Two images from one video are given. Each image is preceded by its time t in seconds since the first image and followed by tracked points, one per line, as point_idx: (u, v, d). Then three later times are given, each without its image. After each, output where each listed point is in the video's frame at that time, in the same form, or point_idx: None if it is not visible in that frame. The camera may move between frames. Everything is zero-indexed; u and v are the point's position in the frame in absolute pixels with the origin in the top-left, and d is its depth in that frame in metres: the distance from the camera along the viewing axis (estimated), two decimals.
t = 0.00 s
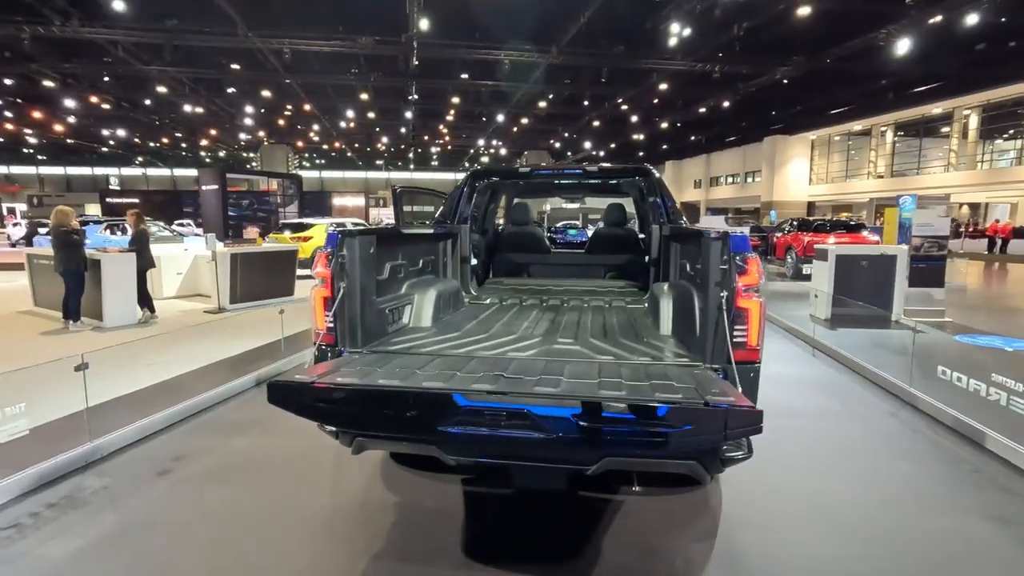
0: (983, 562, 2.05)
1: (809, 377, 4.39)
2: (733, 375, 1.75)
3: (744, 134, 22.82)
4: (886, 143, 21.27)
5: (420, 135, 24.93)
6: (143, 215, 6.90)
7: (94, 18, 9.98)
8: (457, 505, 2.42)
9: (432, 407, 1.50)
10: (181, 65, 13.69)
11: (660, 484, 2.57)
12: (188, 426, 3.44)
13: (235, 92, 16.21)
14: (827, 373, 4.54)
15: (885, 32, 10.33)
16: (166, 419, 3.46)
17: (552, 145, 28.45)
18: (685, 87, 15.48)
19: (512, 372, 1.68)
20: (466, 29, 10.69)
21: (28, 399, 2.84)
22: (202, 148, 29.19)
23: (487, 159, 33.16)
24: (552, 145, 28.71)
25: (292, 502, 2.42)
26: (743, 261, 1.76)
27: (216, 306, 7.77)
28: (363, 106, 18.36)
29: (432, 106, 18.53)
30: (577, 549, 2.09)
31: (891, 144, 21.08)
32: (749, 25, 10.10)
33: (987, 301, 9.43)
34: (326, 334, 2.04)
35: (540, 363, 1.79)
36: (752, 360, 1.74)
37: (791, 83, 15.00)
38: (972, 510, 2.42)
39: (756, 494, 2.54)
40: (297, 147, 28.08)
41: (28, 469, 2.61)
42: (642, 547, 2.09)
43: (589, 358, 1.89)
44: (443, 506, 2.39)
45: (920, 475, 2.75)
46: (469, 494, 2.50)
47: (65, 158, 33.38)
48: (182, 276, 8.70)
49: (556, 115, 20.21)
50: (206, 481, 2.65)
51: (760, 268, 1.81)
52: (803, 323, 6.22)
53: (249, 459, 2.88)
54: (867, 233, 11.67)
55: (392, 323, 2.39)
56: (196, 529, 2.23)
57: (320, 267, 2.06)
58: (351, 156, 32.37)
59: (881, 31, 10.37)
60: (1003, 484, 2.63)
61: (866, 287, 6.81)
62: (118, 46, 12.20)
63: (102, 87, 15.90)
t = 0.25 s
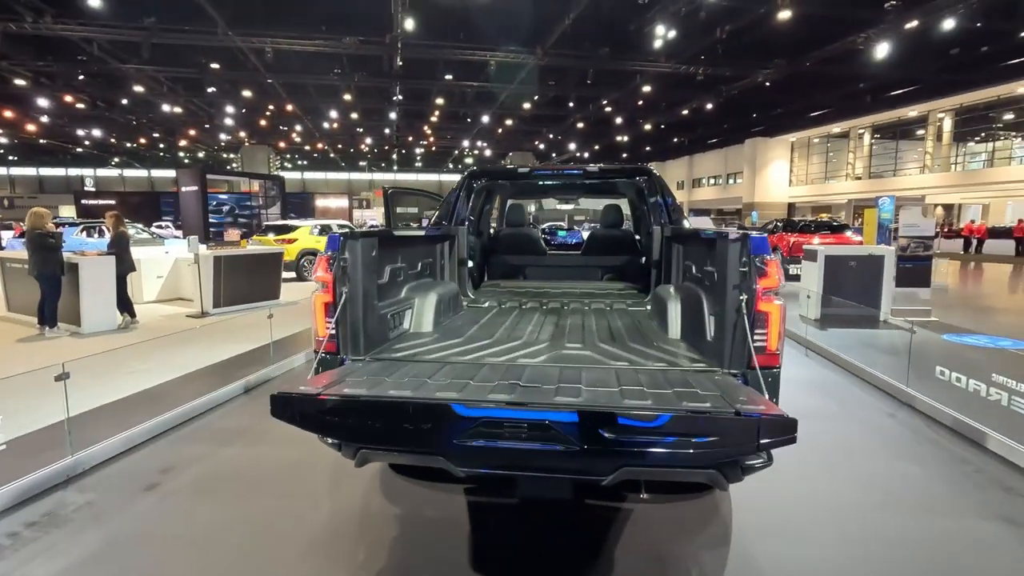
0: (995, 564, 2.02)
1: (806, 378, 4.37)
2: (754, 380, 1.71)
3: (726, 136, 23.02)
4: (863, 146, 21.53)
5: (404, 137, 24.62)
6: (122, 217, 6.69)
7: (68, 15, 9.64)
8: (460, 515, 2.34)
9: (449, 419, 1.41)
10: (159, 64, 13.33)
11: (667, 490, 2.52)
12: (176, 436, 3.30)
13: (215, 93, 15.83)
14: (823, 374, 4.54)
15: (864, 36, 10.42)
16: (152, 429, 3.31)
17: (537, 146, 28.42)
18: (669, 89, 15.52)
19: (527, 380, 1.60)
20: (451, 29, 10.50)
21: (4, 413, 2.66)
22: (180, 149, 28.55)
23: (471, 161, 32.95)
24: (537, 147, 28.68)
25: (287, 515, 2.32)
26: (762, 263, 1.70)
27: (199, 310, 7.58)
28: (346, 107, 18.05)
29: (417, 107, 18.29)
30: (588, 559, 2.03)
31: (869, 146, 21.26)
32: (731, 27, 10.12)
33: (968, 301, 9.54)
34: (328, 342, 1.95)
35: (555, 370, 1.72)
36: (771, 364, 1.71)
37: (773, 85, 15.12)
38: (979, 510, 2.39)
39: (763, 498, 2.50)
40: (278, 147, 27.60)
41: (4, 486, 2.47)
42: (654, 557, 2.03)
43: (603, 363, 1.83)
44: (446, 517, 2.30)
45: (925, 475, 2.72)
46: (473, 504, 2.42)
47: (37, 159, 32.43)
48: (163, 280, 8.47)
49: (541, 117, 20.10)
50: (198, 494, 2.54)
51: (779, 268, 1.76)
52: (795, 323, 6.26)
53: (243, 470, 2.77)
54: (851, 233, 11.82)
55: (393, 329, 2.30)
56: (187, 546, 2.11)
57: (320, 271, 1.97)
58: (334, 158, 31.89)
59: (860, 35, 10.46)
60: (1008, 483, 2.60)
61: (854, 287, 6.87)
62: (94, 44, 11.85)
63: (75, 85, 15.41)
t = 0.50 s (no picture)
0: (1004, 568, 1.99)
1: (801, 380, 4.36)
2: (767, 384, 1.65)
3: (709, 139, 23.21)
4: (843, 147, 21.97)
5: (390, 139, 24.34)
6: (100, 219, 6.52)
7: (42, 13, 9.33)
8: (462, 525, 2.27)
9: (456, 431, 1.31)
10: (137, 63, 12.99)
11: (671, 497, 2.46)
12: (158, 446, 3.16)
13: (195, 92, 15.45)
14: (817, 375, 4.53)
15: (845, 40, 10.49)
16: (133, 439, 3.16)
17: (523, 149, 28.35)
18: (653, 92, 15.56)
19: (535, 387, 1.52)
20: (438, 31, 10.36)
21: None
22: (159, 150, 27.93)
23: (456, 162, 32.80)
24: (523, 149, 28.63)
25: (279, 529, 2.22)
26: (775, 263, 1.64)
27: (180, 314, 7.39)
28: (330, 108, 17.77)
29: (402, 109, 18.05)
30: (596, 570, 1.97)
31: (848, 148, 21.68)
32: (714, 31, 10.14)
33: (950, 300, 9.64)
34: (323, 347, 1.84)
35: (562, 376, 1.65)
36: (784, 368, 1.65)
37: (756, 88, 15.23)
38: (983, 512, 2.36)
39: (768, 504, 2.45)
40: (261, 149, 27.14)
41: None
42: (664, 566, 1.98)
43: (611, 369, 1.76)
44: (447, 528, 2.23)
45: (927, 476, 2.70)
46: (473, 513, 2.35)
47: (10, 160, 31.51)
48: (143, 283, 8.25)
49: (527, 119, 20.03)
50: (183, 509, 2.41)
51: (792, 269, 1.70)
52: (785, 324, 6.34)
53: (230, 483, 2.64)
54: (835, 234, 11.96)
55: (389, 333, 2.21)
56: (173, 563, 2.00)
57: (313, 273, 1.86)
58: (317, 160, 31.44)
59: (841, 38, 10.54)
60: (1009, 484, 2.58)
61: (841, 287, 6.94)
62: (68, 42, 11.53)
63: (50, 84, 14.96)
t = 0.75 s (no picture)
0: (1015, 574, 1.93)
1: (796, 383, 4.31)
2: (780, 391, 1.58)
3: (694, 144, 23.34)
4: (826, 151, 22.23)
5: (376, 142, 24.08)
6: (76, 222, 6.31)
7: (16, 12, 9.02)
8: (456, 539, 2.16)
9: (455, 446, 1.21)
10: (116, 64, 12.66)
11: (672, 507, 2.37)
12: (133, 459, 2.99)
13: (177, 94, 15.10)
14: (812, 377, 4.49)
15: (827, 45, 10.49)
16: (107, 452, 2.99)
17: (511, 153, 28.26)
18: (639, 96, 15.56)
19: (538, 396, 1.42)
20: (425, 33, 10.22)
21: None
22: (140, 153, 27.37)
23: (444, 165, 32.61)
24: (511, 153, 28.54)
25: (261, 546, 2.09)
26: (788, 264, 1.56)
27: (161, 319, 7.17)
28: (315, 110, 17.49)
29: (389, 111, 17.84)
30: None
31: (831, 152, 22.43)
32: (700, 35, 10.14)
33: (935, 301, 9.73)
34: (309, 355, 1.72)
35: (565, 384, 1.55)
36: (798, 373, 1.57)
37: (742, 92, 15.30)
38: (989, 516, 2.31)
39: (771, 512, 2.38)
40: (245, 152, 26.71)
41: None
42: None
43: (615, 376, 1.67)
44: (440, 543, 2.12)
45: (930, 478, 2.65)
46: (467, 527, 2.25)
47: None
48: (122, 288, 8.01)
49: (514, 122, 19.94)
50: (158, 527, 2.26)
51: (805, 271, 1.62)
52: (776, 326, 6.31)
53: (208, 498, 2.50)
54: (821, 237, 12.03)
55: (378, 339, 2.10)
56: None
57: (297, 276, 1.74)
58: (302, 163, 31.05)
59: (825, 43, 10.53)
60: (1014, 486, 2.53)
61: (831, 289, 6.93)
62: (45, 42, 11.21)
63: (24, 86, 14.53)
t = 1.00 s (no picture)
0: None
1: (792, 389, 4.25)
2: (795, 403, 1.48)
3: (680, 147, 23.42)
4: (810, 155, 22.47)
5: (363, 145, 23.80)
6: (50, 225, 6.09)
7: None
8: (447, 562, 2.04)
9: (452, 472, 1.09)
10: (95, 65, 12.30)
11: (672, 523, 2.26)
12: (103, 478, 2.81)
13: (159, 95, 14.79)
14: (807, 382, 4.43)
15: (812, 49, 10.47)
16: (74, 469, 2.81)
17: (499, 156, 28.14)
18: (625, 99, 15.53)
19: (540, 412, 1.31)
20: (412, 35, 10.05)
21: None
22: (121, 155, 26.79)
23: (430, 168, 32.39)
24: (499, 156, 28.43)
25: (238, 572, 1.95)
26: (802, 269, 1.47)
27: (139, 326, 6.95)
28: (300, 113, 17.20)
29: (375, 114, 17.62)
30: None
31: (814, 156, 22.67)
32: (686, 39, 10.12)
33: (918, 303, 9.78)
34: (290, 367, 1.59)
35: (568, 398, 1.44)
36: (814, 384, 1.48)
37: (727, 96, 15.33)
38: (1000, 528, 2.24)
39: (777, 527, 2.29)
40: (229, 155, 26.26)
41: None
42: None
43: (621, 387, 1.57)
44: (431, 566, 2.00)
45: (936, 487, 2.58)
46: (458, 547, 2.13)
47: None
48: (99, 293, 7.76)
49: (502, 126, 19.82)
50: (124, 552, 2.11)
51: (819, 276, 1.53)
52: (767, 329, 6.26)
53: (182, 521, 2.34)
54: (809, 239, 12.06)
55: (365, 348, 1.98)
56: None
57: (277, 281, 1.60)
58: (288, 166, 30.63)
59: (809, 48, 10.51)
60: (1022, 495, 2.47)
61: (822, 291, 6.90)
62: (21, 42, 10.86)
63: None
